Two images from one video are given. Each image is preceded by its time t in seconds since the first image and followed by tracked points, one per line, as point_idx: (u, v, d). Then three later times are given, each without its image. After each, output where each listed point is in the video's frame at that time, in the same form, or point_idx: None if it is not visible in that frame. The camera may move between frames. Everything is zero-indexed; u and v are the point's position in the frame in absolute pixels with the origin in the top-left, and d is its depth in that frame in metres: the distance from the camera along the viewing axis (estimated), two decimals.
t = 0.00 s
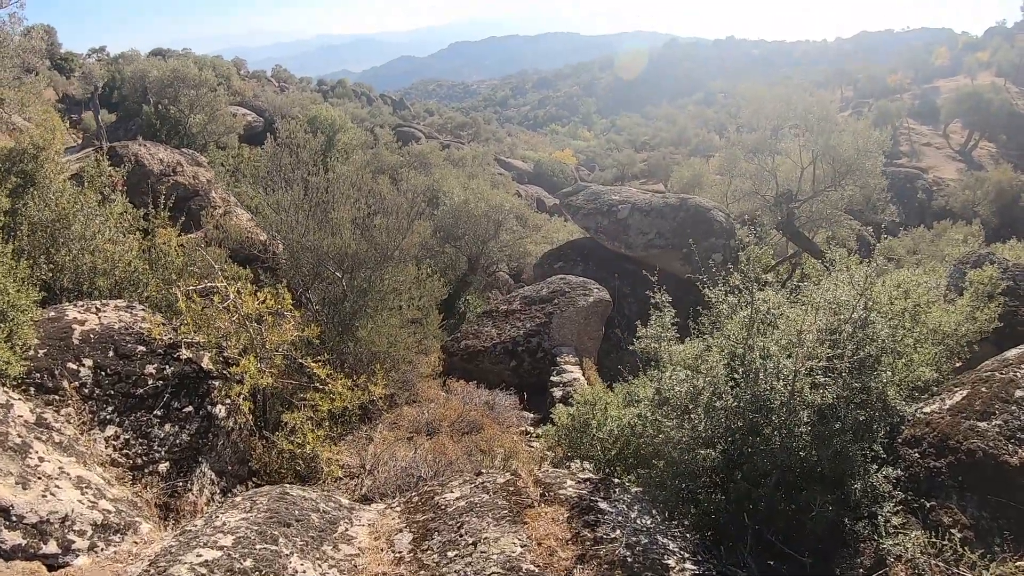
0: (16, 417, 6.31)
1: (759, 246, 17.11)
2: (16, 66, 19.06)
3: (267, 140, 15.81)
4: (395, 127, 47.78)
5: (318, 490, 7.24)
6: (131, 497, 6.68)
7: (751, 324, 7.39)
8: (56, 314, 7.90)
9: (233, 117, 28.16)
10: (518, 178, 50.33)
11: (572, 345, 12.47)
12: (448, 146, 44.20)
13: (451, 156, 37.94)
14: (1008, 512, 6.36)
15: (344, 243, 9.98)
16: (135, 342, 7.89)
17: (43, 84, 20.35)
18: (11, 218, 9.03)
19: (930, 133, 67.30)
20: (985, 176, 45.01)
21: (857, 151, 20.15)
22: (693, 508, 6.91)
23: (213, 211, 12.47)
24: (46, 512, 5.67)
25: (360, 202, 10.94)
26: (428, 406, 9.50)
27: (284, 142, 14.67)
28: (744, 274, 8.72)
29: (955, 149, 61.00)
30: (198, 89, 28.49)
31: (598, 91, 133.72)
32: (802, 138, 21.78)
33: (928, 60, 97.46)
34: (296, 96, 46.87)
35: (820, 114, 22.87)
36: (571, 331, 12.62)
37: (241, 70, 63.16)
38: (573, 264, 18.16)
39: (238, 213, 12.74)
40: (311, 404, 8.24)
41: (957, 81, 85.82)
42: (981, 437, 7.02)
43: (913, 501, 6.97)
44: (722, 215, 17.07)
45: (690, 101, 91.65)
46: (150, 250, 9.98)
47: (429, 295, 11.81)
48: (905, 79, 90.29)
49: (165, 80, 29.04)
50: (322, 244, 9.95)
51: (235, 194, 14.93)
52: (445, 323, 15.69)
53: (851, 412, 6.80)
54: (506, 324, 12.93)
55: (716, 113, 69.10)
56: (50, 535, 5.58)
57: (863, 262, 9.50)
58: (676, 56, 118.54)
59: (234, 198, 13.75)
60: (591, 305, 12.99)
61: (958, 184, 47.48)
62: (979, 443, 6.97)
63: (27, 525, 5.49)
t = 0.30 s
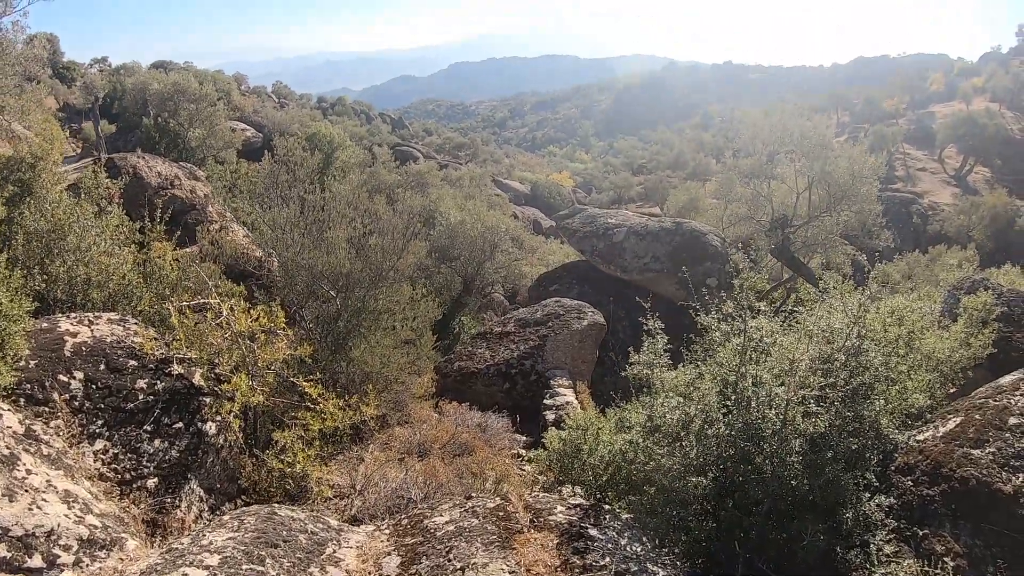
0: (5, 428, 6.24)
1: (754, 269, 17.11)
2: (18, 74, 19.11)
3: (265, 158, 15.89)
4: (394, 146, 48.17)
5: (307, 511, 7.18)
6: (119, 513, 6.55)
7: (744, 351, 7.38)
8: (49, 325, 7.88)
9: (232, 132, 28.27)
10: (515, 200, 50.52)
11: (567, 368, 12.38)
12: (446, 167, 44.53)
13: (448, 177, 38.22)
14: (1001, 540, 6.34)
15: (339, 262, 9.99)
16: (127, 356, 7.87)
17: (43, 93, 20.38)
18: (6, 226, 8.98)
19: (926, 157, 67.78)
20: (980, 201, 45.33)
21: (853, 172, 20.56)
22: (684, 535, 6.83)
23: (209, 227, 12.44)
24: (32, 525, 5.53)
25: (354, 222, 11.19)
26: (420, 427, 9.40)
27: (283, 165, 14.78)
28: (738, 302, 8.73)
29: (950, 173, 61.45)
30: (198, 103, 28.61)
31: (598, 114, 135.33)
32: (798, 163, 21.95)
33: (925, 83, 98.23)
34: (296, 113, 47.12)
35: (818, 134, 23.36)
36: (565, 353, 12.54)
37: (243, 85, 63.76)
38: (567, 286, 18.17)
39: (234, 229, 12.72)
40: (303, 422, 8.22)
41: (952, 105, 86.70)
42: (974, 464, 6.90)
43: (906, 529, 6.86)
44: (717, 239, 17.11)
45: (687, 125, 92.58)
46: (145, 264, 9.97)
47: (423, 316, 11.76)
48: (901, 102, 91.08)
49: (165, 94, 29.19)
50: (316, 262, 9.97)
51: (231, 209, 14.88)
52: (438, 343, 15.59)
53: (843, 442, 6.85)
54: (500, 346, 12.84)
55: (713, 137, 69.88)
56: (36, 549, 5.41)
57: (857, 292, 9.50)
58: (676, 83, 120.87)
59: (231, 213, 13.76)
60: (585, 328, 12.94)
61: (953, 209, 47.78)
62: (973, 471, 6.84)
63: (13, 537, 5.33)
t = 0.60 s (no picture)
0: None
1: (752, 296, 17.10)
2: (22, 86, 19.23)
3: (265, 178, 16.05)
4: (394, 168, 48.63)
5: (297, 535, 7.07)
6: (107, 531, 6.38)
7: (738, 383, 7.34)
8: (44, 339, 7.86)
9: (233, 150, 28.45)
10: (513, 224, 50.70)
11: (562, 395, 12.29)
12: (444, 190, 44.91)
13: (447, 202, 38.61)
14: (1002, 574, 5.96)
15: (335, 284, 9.91)
16: (120, 372, 7.83)
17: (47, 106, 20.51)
18: (3, 237, 8.97)
19: (922, 184, 68.16)
20: (976, 228, 45.64)
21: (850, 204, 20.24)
22: (677, 567, 6.70)
23: (208, 247, 12.53)
24: (19, 541, 5.32)
25: (353, 243, 11.08)
26: (414, 452, 9.35)
27: (283, 184, 14.92)
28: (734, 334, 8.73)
29: (946, 201, 61.86)
30: (200, 121, 28.80)
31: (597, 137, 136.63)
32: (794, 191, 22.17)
33: (923, 109, 98.92)
34: (298, 133, 47.48)
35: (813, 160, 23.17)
36: (561, 380, 12.42)
37: (245, 104, 64.44)
38: (564, 313, 18.22)
39: (233, 250, 12.80)
40: (295, 445, 8.18)
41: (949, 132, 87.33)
42: (970, 495, 6.65)
43: (901, 561, 6.52)
44: (715, 266, 17.08)
45: (686, 151, 93.34)
46: (142, 280, 9.95)
47: (420, 342, 11.67)
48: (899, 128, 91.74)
49: (168, 110, 29.44)
50: (312, 284, 9.91)
51: (229, 226, 14.97)
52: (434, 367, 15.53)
53: (838, 473, 6.77)
54: (495, 371, 12.83)
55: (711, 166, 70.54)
56: (23, 565, 5.16)
57: (854, 323, 9.48)
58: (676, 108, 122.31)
59: (229, 231, 13.84)
60: (581, 355, 12.90)
61: (949, 236, 48.10)
62: (968, 501, 6.58)
63: None
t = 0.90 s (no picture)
0: None
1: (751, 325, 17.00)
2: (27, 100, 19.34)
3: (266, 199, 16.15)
4: (395, 191, 48.96)
5: (292, 560, 7.02)
6: (98, 552, 6.22)
7: (736, 415, 7.29)
8: (39, 355, 7.83)
9: (234, 170, 28.56)
10: (511, 249, 50.72)
11: (559, 424, 12.16)
12: (445, 214, 45.15)
13: (447, 226, 38.76)
14: None
15: (334, 308, 9.78)
16: (116, 392, 7.81)
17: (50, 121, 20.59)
18: (2, 252, 8.97)
19: (921, 210, 68.29)
20: (975, 253, 45.67)
21: (850, 229, 20.06)
22: None
23: (206, 269, 12.54)
24: (9, 560, 5.15)
25: (351, 268, 10.95)
26: (410, 478, 9.28)
27: (280, 206, 14.43)
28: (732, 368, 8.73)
29: (945, 227, 62.05)
30: (203, 141, 28.93)
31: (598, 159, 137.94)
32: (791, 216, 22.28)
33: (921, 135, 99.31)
34: (300, 154, 47.75)
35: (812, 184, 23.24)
36: (557, 407, 12.43)
37: (248, 124, 65.06)
38: (562, 340, 18.24)
39: (232, 273, 12.77)
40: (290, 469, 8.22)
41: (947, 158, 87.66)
42: (970, 526, 6.59)
43: None
44: (714, 294, 16.88)
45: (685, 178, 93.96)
46: (139, 299, 9.94)
47: (417, 368, 11.54)
48: (898, 154, 92.13)
49: (171, 129, 29.64)
50: (311, 307, 9.73)
51: (229, 245, 15.02)
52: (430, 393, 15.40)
53: (837, 507, 6.77)
54: (492, 398, 12.78)
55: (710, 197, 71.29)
56: None
57: (854, 355, 9.43)
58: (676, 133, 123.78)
59: (230, 252, 13.97)
60: (579, 382, 12.82)
61: (949, 262, 48.11)
62: (968, 532, 6.52)
63: None
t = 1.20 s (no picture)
0: None
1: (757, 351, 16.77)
2: (35, 116, 19.51)
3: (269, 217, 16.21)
4: (400, 212, 49.15)
5: None
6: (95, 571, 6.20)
7: (742, 443, 7.27)
8: (43, 372, 7.94)
9: (239, 189, 28.66)
10: (515, 272, 50.55)
11: (563, 448, 11.94)
12: (449, 236, 45.23)
13: (452, 248, 38.82)
14: None
15: (337, 330, 9.74)
16: (118, 411, 7.86)
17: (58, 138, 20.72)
18: (7, 267, 9.01)
19: (925, 230, 67.97)
20: (979, 274, 45.45)
21: (855, 251, 19.91)
22: None
23: (210, 288, 12.62)
24: None
25: (355, 290, 10.83)
26: (412, 501, 9.20)
27: (283, 224, 14.01)
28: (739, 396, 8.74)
29: (948, 247, 61.89)
30: (209, 159, 29.04)
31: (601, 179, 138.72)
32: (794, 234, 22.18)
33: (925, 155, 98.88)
34: (305, 174, 47.87)
35: (817, 205, 23.17)
36: (562, 432, 12.15)
37: (255, 143, 65.68)
38: (565, 362, 18.16)
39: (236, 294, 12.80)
40: (292, 491, 8.19)
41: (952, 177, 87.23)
42: (977, 552, 6.43)
43: None
44: (719, 318, 16.51)
45: (689, 200, 94.16)
46: (143, 317, 9.93)
47: (420, 391, 11.32)
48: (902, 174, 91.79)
49: (177, 148, 29.86)
50: (315, 330, 9.72)
51: (233, 264, 15.10)
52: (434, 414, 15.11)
53: (845, 533, 6.92)
54: (496, 422, 12.60)
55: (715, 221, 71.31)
56: None
57: (860, 382, 9.44)
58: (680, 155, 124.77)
59: (235, 271, 14.09)
60: (583, 407, 12.70)
61: (953, 283, 47.87)
62: (976, 558, 6.37)
63: None
